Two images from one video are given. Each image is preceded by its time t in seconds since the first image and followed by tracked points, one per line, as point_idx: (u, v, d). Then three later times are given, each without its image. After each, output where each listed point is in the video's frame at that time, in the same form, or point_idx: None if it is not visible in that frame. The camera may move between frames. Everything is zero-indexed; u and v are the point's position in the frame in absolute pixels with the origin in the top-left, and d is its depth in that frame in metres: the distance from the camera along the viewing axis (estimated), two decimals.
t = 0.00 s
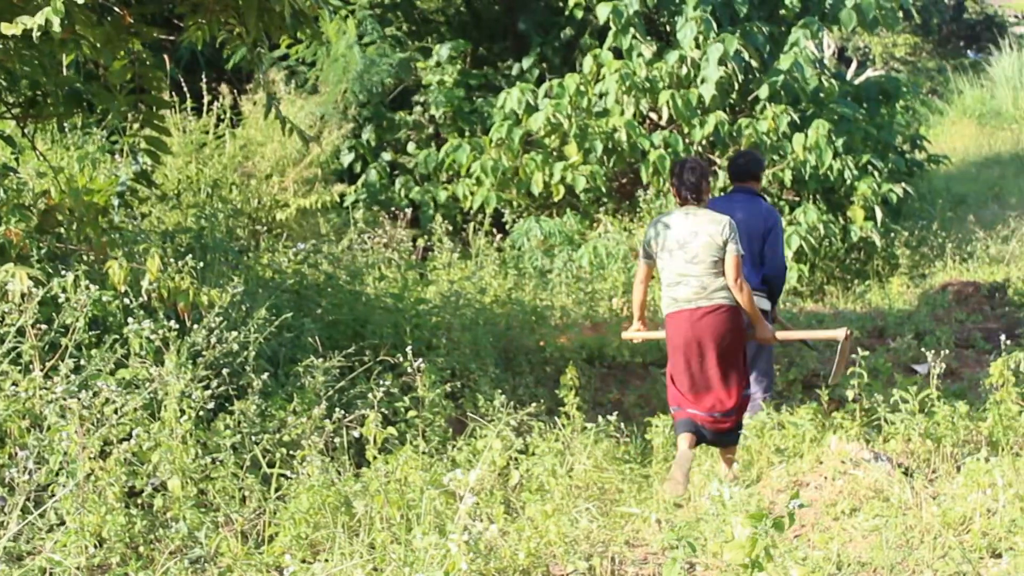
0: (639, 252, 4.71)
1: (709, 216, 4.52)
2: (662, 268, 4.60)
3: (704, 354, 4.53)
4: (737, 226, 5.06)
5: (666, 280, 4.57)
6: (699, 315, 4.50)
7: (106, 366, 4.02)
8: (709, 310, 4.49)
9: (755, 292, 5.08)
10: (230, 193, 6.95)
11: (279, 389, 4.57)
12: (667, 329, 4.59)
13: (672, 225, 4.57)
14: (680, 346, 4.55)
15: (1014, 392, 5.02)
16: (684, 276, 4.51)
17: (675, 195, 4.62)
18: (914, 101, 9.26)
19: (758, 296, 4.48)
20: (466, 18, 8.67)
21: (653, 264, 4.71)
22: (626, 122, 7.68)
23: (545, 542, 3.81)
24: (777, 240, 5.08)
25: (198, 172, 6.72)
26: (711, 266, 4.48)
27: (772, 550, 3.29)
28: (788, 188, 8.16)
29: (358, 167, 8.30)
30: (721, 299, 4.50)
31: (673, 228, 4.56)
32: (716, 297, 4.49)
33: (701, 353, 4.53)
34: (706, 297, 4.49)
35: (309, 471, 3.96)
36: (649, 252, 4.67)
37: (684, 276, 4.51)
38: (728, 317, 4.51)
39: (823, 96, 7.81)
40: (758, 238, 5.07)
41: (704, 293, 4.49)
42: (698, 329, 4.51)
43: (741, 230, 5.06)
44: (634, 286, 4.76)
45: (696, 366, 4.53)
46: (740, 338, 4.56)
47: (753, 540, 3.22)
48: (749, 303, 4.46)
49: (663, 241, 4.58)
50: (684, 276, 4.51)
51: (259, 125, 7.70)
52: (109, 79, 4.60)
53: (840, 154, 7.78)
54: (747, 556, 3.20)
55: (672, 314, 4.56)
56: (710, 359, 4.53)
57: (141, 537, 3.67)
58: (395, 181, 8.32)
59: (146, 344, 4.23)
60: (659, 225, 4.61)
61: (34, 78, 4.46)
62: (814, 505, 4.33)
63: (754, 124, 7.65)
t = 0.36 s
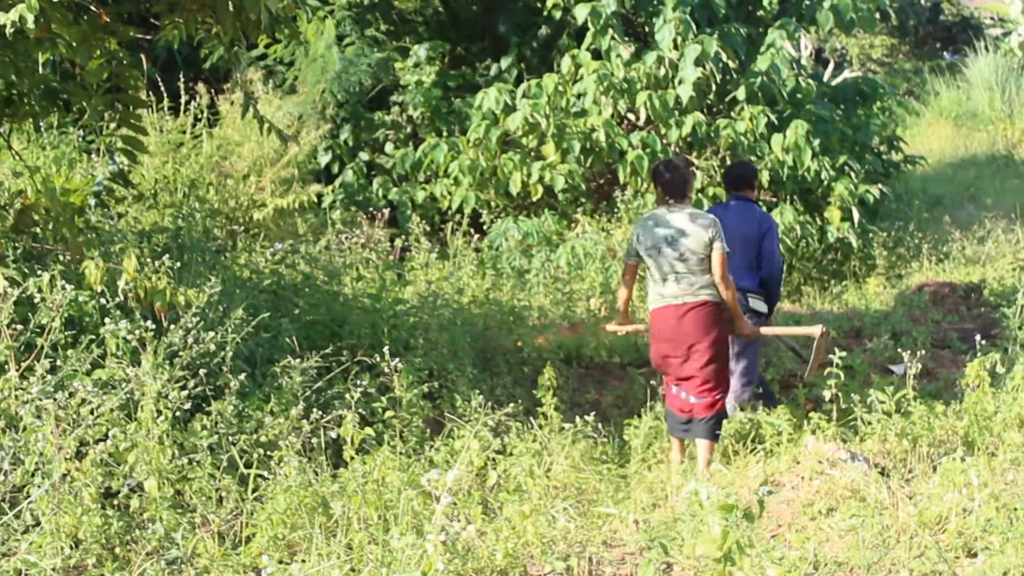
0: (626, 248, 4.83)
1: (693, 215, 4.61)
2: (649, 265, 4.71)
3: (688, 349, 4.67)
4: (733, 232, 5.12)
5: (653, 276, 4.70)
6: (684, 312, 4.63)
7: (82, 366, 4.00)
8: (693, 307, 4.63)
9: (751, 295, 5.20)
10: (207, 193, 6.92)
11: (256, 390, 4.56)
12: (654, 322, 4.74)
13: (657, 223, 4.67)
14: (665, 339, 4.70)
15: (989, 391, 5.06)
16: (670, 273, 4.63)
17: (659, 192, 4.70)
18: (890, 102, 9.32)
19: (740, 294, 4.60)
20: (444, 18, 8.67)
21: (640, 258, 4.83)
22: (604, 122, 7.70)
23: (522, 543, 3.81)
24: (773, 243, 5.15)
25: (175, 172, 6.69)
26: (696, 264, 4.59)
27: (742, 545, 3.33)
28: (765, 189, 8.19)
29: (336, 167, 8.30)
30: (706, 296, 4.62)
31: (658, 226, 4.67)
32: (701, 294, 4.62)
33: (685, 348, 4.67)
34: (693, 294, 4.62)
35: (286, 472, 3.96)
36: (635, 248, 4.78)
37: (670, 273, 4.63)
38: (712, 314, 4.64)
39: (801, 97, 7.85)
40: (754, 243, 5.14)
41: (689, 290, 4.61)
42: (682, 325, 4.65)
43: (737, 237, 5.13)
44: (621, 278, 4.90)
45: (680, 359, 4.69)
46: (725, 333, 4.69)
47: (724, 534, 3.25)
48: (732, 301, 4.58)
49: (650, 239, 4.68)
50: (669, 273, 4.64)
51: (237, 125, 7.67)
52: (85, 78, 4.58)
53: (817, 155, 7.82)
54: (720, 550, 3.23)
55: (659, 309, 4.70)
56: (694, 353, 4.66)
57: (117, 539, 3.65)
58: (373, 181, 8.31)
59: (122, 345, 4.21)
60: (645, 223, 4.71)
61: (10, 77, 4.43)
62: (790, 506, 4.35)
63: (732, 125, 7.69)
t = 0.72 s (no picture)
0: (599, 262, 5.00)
1: (662, 227, 4.81)
2: (622, 276, 4.89)
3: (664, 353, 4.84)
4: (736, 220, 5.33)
5: (627, 288, 4.87)
6: (659, 319, 4.81)
7: (61, 367, 4.00)
8: (668, 314, 4.81)
9: (760, 280, 5.35)
10: (188, 193, 6.90)
11: (237, 390, 4.56)
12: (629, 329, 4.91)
13: (628, 236, 4.85)
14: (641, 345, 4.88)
15: (969, 391, 5.10)
16: (645, 283, 4.81)
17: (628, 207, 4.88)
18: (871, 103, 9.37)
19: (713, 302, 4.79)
20: (425, 18, 8.68)
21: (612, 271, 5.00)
22: (585, 122, 7.72)
23: (504, 543, 3.81)
24: (774, 230, 5.35)
25: (155, 172, 6.68)
26: (670, 273, 4.78)
27: (728, 547, 3.33)
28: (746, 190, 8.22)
29: (317, 167, 8.29)
30: (680, 303, 4.81)
31: (629, 239, 4.85)
32: (675, 301, 4.81)
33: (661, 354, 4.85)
34: (667, 302, 4.81)
35: (267, 473, 3.96)
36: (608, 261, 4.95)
37: (643, 284, 4.81)
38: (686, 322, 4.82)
39: (782, 97, 7.89)
40: (758, 229, 5.33)
41: (662, 298, 4.80)
42: (658, 331, 4.83)
43: (741, 224, 5.32)
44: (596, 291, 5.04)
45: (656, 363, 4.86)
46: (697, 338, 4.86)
47: (712, 536, 3.26)
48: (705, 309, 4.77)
49: (623, 251, 4.84)
50: (642, 283, 4.81)
51: (217, 124, 7.65)
52: (65, 78, 4.56)
53: (798, 155, 7.86)
54: (706, 551, 3.23)
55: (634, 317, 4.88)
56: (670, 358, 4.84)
57: (97, 539, 3.64)
58: (355, 181, 8.31)
59: (102, 345, 4.20)
60: (617, 236, 4.88)
61: None
62: (772, 506, 4.37)
63: (713, 125, 7.72)
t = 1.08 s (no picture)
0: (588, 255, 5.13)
1: (645, 223, 4.92)
2: (606, 270, 5.02)
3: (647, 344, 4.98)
4: (735, 218, 5.41)
5: (611, 281, 5.00)
6: (641, 311, 4.94)
7: (40, 367, 3.99)
8: (650, 306, 4.94)
9: (761, 276, 5.45)
10: (168, 192, 6.87)
11: (217, 390, 4.55)
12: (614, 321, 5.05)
13: (613, 232, 4.98)
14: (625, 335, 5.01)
15: (947, 390, 5.14)
16: (627, 277, 4.94)
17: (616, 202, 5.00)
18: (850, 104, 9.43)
19: (695, 293, 4.91)
20: (406, 18, 8.68)
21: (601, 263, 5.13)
22: (566, 123, 7.74)
23: (484, 543, 3.82)
24: (772, 225, 5.43)
25: (135, 172, 6.66)
26: (650, 267, 4.90)
27: (709, 547, 3.35)
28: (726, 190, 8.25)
29: (297, 167, 8.29)
30: (662, 294, 4.94)
31: (615, 234, 4.97)
32: (657, 293, 4.93)
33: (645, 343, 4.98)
34: (649, 294, 4.93)
35: (246, 473, 3.96)
36: (595, 254, 5.08)
37: (625, 278, 4.94)
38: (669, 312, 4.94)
39: (762, 99, 7.93)
40: (758, 227, 5.40)
41: (644, 292, 4.92)
42: (641, 322, 4.96)
43: (740, 222, 5.40)
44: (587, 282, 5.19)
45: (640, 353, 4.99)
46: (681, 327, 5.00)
47: (694, 536, 3.27)
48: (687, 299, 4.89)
49: (606, 246, 4.98)
50: (625, 277, 4.94)
51: (197, 124, 7.63)
52: (43, 77, 4.55)
53: (777, 156, 7.89)
54: (688, 551, 3.25)
55: (618, 309, 5.01)
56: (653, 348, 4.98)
57: (76, 540, 3.62)
58: (335, 181, 8.31)
59: (81, 345, 4.18)
60: (601, 232, 5.01)
61: None
62: (751, 506, 4.38)
63: (693, 126, 7.76)
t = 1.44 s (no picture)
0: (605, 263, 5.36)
1: (665, 232, 5.21)
2: (625, 276, 5.26)
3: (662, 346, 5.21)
4: (747, 202, 5.66)
5: (629, 286, 5.24)
6: (660, 314, 5.17)
7: (20, 368, 3.98)
8: (667, 310, 5.18)
9: (766, 260, 5.67)
10: (148, 192, 6.86)
11: (197, 390, 4.54)
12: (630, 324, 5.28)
13: (632, 239, 5.24)
14: (640, 338, 5.24)
15: (926, 389, 5.18)
16: (647, 281, 5.19)
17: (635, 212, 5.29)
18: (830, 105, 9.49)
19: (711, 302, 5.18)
20: (387, 18, 8.69)
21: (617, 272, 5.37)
22: (547, 123, 7.75)
23: (465, 544, 3.83)
24: (780, 215, 5.70)
25: (115, 172, 6.64)
26: (670, 273, 5.17)
27: (687, 549, 3.38)
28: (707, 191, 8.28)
29: (278, 167, 8.28)
30: (680, 300, 5.20)
31: (634, 242, 5.23)
32: (675, 299, 5.20)
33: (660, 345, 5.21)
34: (667, 299, 5.19)
35: (227, 474, 3.96)
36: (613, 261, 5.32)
37: (645, 283, 5.19)
38: (685, 318, 5.19)
39: (743, 100, 7.96)
40: (767, 214, 5.66)
41: (662, 297, 5.18)
42: (658, 326, 5.18)
43: (752, 206, 5.64)
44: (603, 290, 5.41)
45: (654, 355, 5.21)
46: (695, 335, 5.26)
47: (670, 537, 3.32)
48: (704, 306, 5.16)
49: (627, 252, 5.22)
50: (643, 282, 5.19)
51: (178, 124, 7.60)
52: (23, 76, 4.52)
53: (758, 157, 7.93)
54: (665, 552, 3.30)
55: (635, 313, 5.24)
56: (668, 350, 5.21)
57: (55, 541, 3.61)
58: (317, 181, 8.30)
59: (61, 345, 4.16)
60: (622, 239, 5.27)
61: None
62: (731, 506, 4.41)
63: (674, 127, 7.79)
